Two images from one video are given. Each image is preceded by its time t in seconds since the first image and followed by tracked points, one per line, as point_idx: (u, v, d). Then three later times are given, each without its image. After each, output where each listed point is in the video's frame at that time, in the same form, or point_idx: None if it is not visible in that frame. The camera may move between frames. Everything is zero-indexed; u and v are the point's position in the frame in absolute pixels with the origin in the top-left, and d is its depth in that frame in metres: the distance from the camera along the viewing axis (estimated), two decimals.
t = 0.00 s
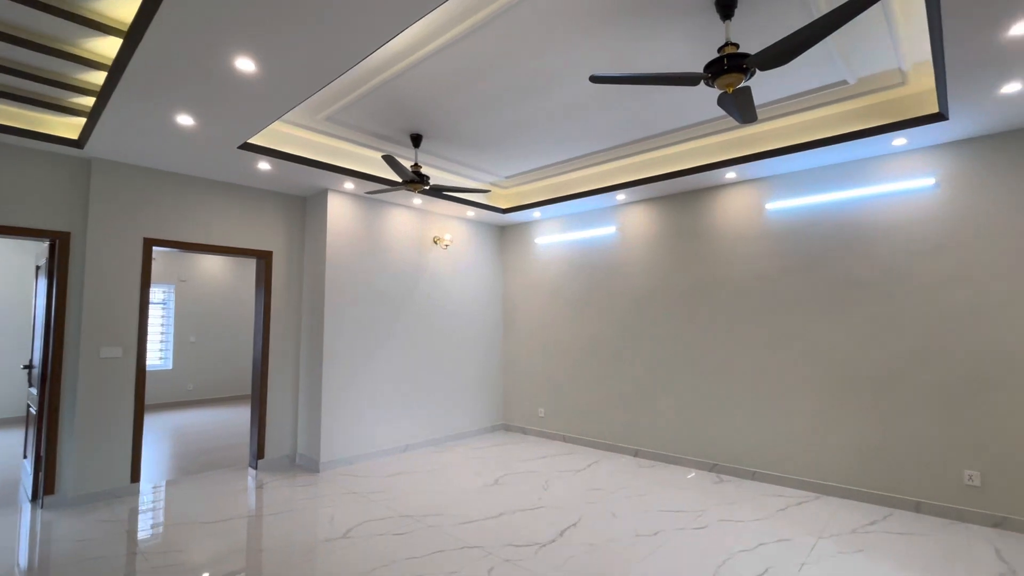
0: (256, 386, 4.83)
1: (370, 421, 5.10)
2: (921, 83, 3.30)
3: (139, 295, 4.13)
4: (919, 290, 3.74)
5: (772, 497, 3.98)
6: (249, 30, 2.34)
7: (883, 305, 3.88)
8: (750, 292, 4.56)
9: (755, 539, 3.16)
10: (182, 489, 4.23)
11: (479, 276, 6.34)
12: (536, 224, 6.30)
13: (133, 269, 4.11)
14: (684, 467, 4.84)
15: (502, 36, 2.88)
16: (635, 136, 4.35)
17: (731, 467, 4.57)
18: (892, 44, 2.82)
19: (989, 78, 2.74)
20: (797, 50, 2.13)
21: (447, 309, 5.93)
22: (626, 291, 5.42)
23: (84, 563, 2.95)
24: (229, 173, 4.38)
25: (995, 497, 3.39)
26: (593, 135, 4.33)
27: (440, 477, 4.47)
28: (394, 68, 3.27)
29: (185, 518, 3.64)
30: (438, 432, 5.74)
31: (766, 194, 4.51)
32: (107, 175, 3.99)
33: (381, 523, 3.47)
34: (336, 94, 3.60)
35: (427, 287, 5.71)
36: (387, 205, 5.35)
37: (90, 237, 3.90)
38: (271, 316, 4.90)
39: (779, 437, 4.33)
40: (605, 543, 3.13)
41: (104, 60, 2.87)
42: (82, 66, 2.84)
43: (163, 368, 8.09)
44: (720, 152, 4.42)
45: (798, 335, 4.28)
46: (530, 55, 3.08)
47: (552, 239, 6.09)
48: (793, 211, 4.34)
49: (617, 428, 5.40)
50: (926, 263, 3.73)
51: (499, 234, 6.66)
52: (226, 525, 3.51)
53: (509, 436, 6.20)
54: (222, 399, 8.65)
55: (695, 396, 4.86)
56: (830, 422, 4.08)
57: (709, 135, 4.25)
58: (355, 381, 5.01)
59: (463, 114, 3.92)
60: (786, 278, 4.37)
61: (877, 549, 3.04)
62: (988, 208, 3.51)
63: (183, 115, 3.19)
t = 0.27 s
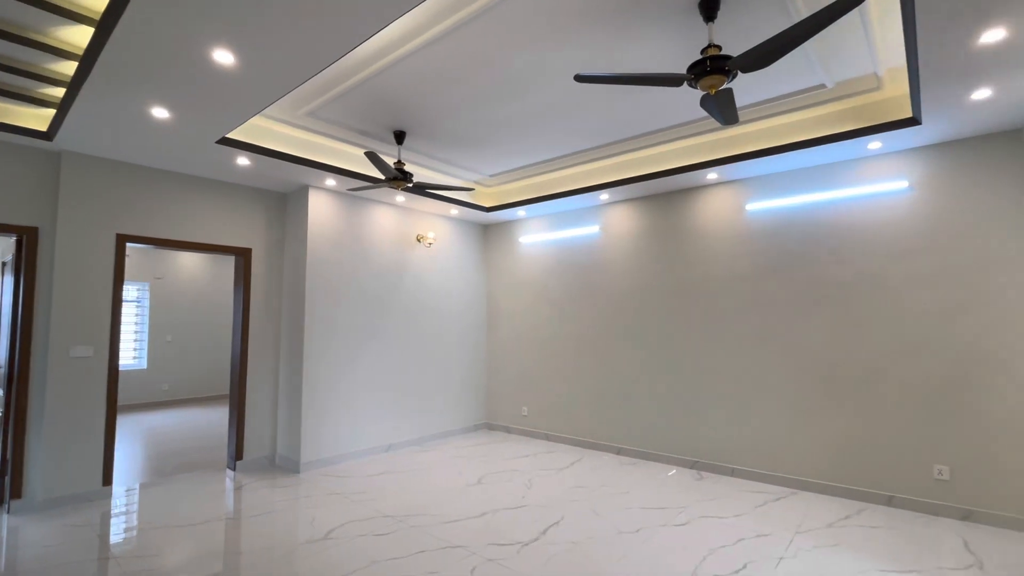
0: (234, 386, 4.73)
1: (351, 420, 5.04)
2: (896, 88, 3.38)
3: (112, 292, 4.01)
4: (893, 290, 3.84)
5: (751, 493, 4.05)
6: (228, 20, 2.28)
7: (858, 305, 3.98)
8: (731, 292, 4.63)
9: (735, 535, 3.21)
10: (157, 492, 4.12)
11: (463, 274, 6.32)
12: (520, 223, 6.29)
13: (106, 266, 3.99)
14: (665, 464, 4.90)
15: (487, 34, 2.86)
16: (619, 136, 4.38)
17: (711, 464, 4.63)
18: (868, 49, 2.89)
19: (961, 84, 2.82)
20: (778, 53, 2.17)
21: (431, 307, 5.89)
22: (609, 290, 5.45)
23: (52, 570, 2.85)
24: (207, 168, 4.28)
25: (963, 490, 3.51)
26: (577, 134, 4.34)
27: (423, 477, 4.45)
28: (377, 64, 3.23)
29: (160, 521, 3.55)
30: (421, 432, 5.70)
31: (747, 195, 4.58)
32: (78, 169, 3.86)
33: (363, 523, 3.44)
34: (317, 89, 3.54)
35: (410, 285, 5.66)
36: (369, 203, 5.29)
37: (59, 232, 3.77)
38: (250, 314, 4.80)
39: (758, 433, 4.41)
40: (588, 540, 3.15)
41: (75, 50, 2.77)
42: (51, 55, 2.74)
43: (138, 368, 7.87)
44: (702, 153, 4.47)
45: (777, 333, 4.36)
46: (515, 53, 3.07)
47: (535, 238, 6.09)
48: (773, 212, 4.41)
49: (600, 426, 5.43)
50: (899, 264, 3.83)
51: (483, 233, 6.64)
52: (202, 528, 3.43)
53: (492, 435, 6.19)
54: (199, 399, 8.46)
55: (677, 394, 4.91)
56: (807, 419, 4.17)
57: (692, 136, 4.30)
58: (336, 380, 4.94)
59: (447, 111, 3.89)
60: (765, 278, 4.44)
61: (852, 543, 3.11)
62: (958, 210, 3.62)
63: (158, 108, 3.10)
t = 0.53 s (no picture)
0: (220, 384, 4.68)
1: (340, 419, 5.01)
2: (880, 89, 3.43)
3: (95, 290, 3.94)
4: (877, 289, 3.90)
5: (738, 489, 4.09)
6: (214, 13, 2.25)
7: (843, 303, 4.04)
8: (719, 290, 4.67)
9: (722, 531, 3.24)
10: (141, 492, 4.06)
11: (453, 272, 6.30)
12: (510, 221, 6.29)
13: (88, 263, 3.92)
14: (654, 462, 4.93)
15: (478, 31, 2.85)
16: (609, 135, 4.39)
17: (699, 461, 4.67)
18: (854, 51, 2.92)
19: (943, 87, 2.87)
20: (766, 53, 2.18)
21: (420, 305, 5.87)
22: (598, 288, 5.47)
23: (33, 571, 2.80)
24: (192, 164, 4.22)
25: (943, 486, 3.58)
26: (567, 132, 4.35)
27: (411, 475, 4.43)
28: (366, 60, 3.20)
29: (144, 522, 3.50)
30: (410, 430, 5.68)
31: (735, 194, 4.61)
32: (59, 163, 3.78)
33: (351, 522, 3.42)
34: (305, 85, 3.51)
35: (399, 283, 5.64)
36: (358, 200, 5.25)
37: (40, 228, 3.69)
38: (237, 312, 4.75)
39: (745, 430, 4.46)
40: (577, 537, 3.16)
41: (56, 41, 2.71)
42: (30, 46, 2.68)
43: (122, 367, 7.75)
44: (691, 152, 4.50)
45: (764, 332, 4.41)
46: (505, 51, 3.07)
47: (525, 236, 6.09)
48: (760, 211, 4.45)
49: (589, 424, 5.45)
50: (882, 263, 3.89)
51: (473, 231, 6.63)
52: (188, 528, 3.40)
53: (482, 432, 6.19)
54: (184, 398, 8.35)
55: (665, 392, 4.95)
56: (793, 416, 4.22)
57: (681, 135, 4.33)
58: (325, 378, 4.91)
59: (437, 108, 3.87)
60: (753, 277, 4.49)
61: (836, 537, 3.16)
62: (941, 211, 3.68)
63: (141, 102, 3.05)
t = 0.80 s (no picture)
0: (215, 382, 4.67)
1: (336, 417, 5.01)
2: (874, 89, 3.45)
3: (89, 287, 3.92)
4: (870, 287, 3.93)
5: (732, 486, 4.12)
6: (208, 10, 2.24)
7: (837, 301, 4.07)
8: (714, 288, 4.69)
9: (716, 527, 3.27)
10: (136, 490, 4.05)
11: (449, 270, 6.30)
12: (506, 218, 6.29)
13: (82, 260, 3.90)
14: (649, 459, 4.96)
15: (474, 29, 2.85)
16: (605, 133, 4.40)
17: (694, 458, 4.70)
18: (848, 50, 2.94)
19: (936, 87, 2.89)
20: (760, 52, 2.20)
21: (416, 303, 5.87)
22: (594, 286, 5.48)
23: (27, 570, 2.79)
24: (187, 161, 4.20)
25: (935, 482, 3.62)
26: (563, 131, 4.35)
27: (407, 473, 4.44)
28: (362, 57, 3.19)
29: (139, 519, 3.50)
30: (406, 427, 5.69)
31: (730, 193, 4.63)
32: (52, 160, 3.76)
33: (347, 519, 3.42)
34: (300, 82, 3.49)
35: (395, 280, 5.63)
36: (354, 197, 5.24)
37: (33, 225, 3.67)
38: (232, 309, 4.73)
39: (739, 428, 4.49)
40: (572, 534, 3.18)
41: (49, 37, 2.70)
42: (23, 41, 2.66)
43: (115, 364, 7.70)
44: (686, 151, 4.51)
45: (759, 329, 4.44)
46: (500, 49, 3.07)
47: (521, 234, 6.09)
48: (755, 210, 4.48)
49: (584, 421, 5.47)
50: (876, 262, 3.92)
51: (469, 229, 6.63)
52: (183, 526, 3.39)
53: (478, 430, 6.21)
54: (179, 396, 8.32)
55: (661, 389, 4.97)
56: (786, 413, 4.25)
57: (676, 134, 4.34)
58: (320, 376, 4.90)
59: (433, 106, 3.86)
60: (748, 275, 4.51)
61: (829, 533, 3.20)
62: (933, 210, 3.72)
63: (135, 98, 3.04)
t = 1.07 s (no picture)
0: (217, 379, 4.69)
1: (337, 415, 5.03)
2: (875, 87, 3.45)
3: (92, 285, 3.94)
4: (870, 285, 3.94)
5: (732, 483, 4.13)
6: (209, 8, 2.25)
7: (837, 299, 4.07)
8: (714, 286, 4.70)
9: (716, 524, 3.28)
10: (139, 486, 4.08)
11: (450, 268, 6.31)
12: (507, 217, 6.30)
13: (85, 258, 3.92)
14: (649, 456, 4.98)
15: (474, 27, 2.86)
16: (606, 131, 4.40)
17: (694, 456, 4.72)
18: (848, 49, 2.94)
19: (937, 85, 2.89)
20: (760, 50, 2.20)
21: (417, 301, 5.89)
22: (595, 284, 5.49)
23: (32, 564, 2.82)
24: (189, 159, 4.22)
25: (934, 480, 3.63)
26: (564, 128, 4.35)
27: (408, 470, 4.46)
28: (363, 56, 3.20)
29: (142, 515, 3.52)
30: (407, 425, 5.71)
31: (730, 191, 4.63)
32: (55, 158, 3.78)
33: (348, 516, 3.44)
34: (301, 80, 3.50)
35: (396, 278, 5.65)
36: (355, 195, 5.25)
37: (36, 223, 3.69)
38: (234, 307, 4.75)
39: (739, 425, 4.50)
40: (572, 530, 3.20)
41: (52, 36, 2.71)
42: (26, 40, 2.68)
43: (118, 362, 7.74)
44: (687, 149, 4.51)
45: (759, 327, 4.44)
46: (501, 47, 3.07)
47: (522, 232, 6.10)
48: (755, 208, 4.48)
49: (585, 419, 5.49)
50: (876, 260, 3.93)
51: (470, 227, 6.64)
52: (186, 522, 3.42)
53: (479, 427, 6.23)
54: (181, 393, 8.35)
55: (661, 387, 4.98)
56: (786, 411, 4.26)
57: (677, 132, 4.34)
58: (322, 373, 4.92)
59: (434, 104, 3.87)
60: (748, 273, 4.52)
61: (827, 530, 3.21)
62: (934, 208, 3.72)
63: (138, 97, 3.05)
